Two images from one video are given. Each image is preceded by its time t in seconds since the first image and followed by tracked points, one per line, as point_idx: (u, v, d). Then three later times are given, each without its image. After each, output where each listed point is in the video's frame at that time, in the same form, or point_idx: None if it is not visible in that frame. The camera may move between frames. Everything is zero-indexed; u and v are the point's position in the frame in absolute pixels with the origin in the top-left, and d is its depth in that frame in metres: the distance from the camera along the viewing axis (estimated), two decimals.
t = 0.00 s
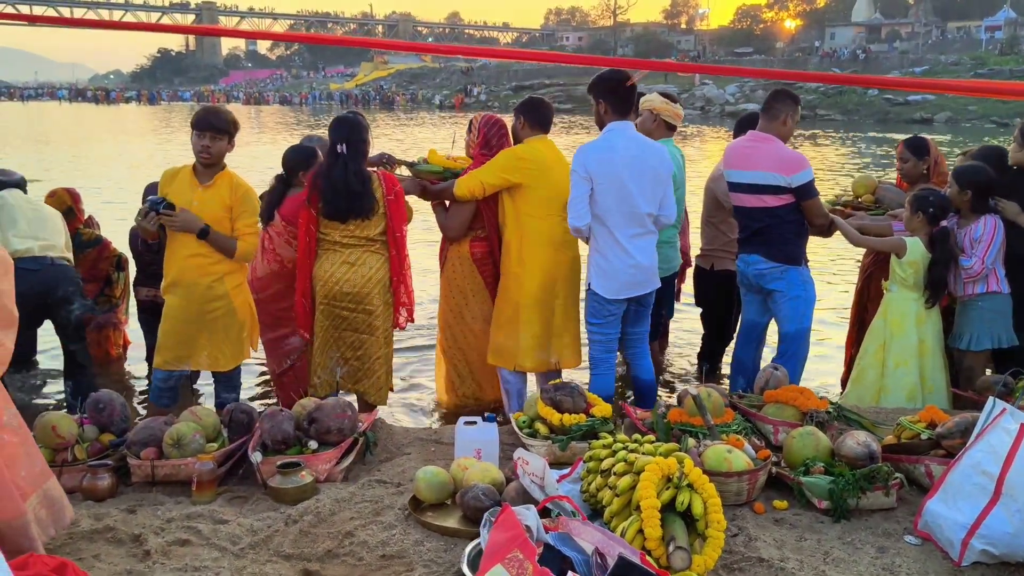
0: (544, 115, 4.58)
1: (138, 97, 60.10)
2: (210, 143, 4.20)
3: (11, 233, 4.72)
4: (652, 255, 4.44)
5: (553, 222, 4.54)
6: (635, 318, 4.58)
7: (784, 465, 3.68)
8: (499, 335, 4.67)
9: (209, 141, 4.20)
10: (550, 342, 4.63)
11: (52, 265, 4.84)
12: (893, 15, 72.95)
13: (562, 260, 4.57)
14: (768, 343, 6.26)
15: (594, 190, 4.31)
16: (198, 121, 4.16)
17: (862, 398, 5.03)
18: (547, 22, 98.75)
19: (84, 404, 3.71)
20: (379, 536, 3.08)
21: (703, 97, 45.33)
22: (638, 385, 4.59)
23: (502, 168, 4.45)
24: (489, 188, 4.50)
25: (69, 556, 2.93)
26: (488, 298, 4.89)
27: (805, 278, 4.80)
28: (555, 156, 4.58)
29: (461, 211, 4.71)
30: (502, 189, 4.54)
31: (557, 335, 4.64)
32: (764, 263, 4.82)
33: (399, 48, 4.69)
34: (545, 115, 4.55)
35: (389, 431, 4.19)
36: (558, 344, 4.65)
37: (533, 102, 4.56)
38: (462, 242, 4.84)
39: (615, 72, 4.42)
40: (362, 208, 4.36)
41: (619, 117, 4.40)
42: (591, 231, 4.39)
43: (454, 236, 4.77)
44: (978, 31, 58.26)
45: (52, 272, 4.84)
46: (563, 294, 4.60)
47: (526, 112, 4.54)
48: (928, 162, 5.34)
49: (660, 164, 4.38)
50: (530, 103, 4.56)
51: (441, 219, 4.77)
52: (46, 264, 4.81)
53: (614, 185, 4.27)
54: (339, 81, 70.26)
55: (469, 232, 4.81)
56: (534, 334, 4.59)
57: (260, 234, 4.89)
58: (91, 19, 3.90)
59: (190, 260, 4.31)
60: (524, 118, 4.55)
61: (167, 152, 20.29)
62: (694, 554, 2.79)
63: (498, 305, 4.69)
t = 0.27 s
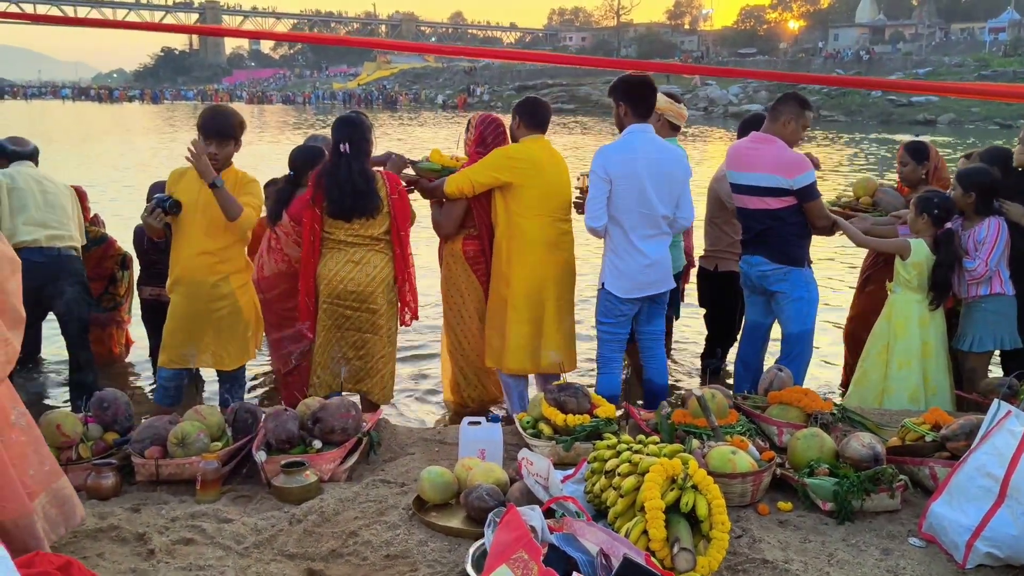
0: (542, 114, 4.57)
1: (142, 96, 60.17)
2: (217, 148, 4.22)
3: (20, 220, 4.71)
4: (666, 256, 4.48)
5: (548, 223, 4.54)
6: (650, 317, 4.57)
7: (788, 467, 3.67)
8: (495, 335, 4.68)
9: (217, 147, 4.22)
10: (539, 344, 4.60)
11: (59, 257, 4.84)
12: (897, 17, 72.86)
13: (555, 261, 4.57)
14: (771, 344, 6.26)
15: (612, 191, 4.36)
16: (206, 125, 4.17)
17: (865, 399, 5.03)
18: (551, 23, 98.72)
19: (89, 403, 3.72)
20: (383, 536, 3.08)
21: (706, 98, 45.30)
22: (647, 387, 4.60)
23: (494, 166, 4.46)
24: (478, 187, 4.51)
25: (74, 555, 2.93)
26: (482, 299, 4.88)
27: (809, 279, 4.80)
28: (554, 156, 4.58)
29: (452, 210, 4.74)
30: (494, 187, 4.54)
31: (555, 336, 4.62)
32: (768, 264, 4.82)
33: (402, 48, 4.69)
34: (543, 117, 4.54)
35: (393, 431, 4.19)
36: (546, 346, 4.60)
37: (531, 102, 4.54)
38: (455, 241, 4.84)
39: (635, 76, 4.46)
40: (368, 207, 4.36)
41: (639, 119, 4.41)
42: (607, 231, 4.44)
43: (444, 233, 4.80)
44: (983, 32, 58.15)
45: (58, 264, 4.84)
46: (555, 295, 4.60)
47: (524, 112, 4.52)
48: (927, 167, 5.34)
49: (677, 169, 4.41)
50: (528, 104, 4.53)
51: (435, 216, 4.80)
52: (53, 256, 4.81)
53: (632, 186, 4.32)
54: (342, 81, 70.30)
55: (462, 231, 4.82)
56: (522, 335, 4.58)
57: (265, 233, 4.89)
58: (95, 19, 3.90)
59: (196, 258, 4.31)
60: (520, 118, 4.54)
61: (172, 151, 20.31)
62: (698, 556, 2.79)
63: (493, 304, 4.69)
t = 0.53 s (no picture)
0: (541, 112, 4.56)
1: (144, 96, 60.21)
2: (212, 146, 4.22)
3: (22, 220, 4.69)
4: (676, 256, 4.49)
5: (543, 223, 4.53)
6: (656, 317, 4.56)
7: (789, 468, 3.67)
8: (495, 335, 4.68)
9: (211, 146, 4.23)
10: (534, 345, 4.60)
11: (59, 256, 4.84)
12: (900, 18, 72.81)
13: (551, 261, 4.56)
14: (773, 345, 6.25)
15: (625, 190, 4.35)
16: (201, 125, 4.18)
17: (866, 400, 5.02)
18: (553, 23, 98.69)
19: (90, 403, 3.72)
20: (384, 537, 3.08)
21: (708, 99, 45.27)
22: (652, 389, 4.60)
23: (485, 168, 4.46)
24: (471, 187, 4.50)
25: (75, 554, 2.93)
26: (478, 300, 4.89)
27: (810, 280, 4.79)
28: (551, 157, 4.57)
29: (450, 211, 4.74)
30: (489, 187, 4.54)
31: (552, 336, 4.61)
32: (769, 265, 4.81)
33: (403, 49, 4.70)
34: (542, 116, 4.54)
35: (394, 431, 4.19)
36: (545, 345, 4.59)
37: (530, 101, 4.53)
38: (453, 241, 4.84)
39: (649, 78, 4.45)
40: (366, 207, 4.36)
41: (650, 118, 4.42)
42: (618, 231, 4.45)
43: (442, 234, 4.81)
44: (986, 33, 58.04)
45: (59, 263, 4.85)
46: (552, 294, 4.59)
47: (523, 111, 4.52)
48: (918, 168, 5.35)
49: (691, 169, 4.44)
50: (528, 104, 4.52)
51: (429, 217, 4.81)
52: (54, 255, 4.82)
53: (643, 185, 4.32)
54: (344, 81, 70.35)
55: (460, 231, 4.82)
56: (517, 336, 4.56)
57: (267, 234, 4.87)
58: (97, 18, 3.89)
59: (197, 257, 4.31)
60: (517, 117, 4.55)
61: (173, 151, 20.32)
62: (700, 557, 2.79)
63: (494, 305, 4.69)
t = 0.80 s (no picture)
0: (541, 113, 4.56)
1: (145, 97, 60.24)
2: (205, 151, 4.18)
3: (11, 215, 4.70)
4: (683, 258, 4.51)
5: (541, 223, 4.53)
6: (661, 318, 4.59)
7: (789, 469, 3.67)
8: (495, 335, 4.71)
9: (202, 151, 4.19)
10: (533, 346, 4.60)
11: (47, 252, 4.85)
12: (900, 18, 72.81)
13: (548, 261, 4.56)
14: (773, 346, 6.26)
15: (637, 190, 4.34)
16: (194, 133, 4.15)
17: (865, 401, 5.02)
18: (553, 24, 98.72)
19: (90, 403, 3.73)
20: (384, 537, 3.08)
21: (709, 100, 45.25)
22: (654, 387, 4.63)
23: (484, 169, 4.45)
24: (470, 188, 4.49)
25: (76, 554, 2.94)
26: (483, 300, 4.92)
27: (809, 281, 4.80)
28: (550, 158, 4.56)
29: (454, 212, 4.73)
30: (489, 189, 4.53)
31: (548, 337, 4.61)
32: (769, 266, 4.82)
33: (403, 50, 4.71)
34: (542, 116, 4.55)
35: (394, 432, 4.19)
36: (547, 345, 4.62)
37: (528, 101, 4.54)
38: (458, 242, 4.86)
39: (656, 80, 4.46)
40: (357, 207, 4.36)
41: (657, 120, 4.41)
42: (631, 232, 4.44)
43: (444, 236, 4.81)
44: (987, 34, 58.01)
45: (51, 261, 4.86)
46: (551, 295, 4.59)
47: (523, 111, 4.53)
48: (904, 167, 5.41)
49: (695, 171, 4.45)
50: (528, 104, 4.53)
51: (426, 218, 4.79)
52: (44, 251, 4.82)
53: (658, 186, 4.32)
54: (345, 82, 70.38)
55: (463, 232, 4.83)
56: (520, 336, 4.58)
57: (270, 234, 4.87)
58: (97, 19, 3.90)
59: (197, 258, 4.32)
60: (517, 117, 4.56)
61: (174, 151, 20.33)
62: (699, 557, 2.79)
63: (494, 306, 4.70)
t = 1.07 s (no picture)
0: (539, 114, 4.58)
1: (144, 98, 60.25)
2: (200, 156, 4.20)
3: (20, 219, 4.70)
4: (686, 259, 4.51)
5: (537, 225, 4.54)
6: (665, 320, 4.60)
7: (788, 470, 3.68)
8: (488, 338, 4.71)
9: (198, 156, 4.20)
10: (530, 348, 4.60)
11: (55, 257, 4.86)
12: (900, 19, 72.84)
13: (543, 264, 4.56)
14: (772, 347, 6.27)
15: (644, 190, 4.34)
16: (186, 137, 4.16)
17: (864, 402, 5.04)
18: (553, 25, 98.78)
19: (91, 404, 3.74)
20: (382, 538, 3.09)
21: (709, 101, 45.26)
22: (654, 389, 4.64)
23: (484, 171, 4.45)
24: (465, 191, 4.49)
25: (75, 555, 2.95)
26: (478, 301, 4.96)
27: (809, 282, 4.82)
28: (546, 160, 4.56)
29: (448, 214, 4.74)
30: (487, 192, 4.54)
31: (543, 338, 4.62)
32: (769, 267, 4.82)
33: (403, 52, 4.71)
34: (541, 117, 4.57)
35: (393, 433, 4.20)
36: (546, 345, 4.62)
37: (526, 104, 4.55)
38: (454, 243, 4.88)
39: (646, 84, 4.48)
40: (352, 209, 4.36)
41: (661, 121, 4.42)
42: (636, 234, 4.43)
43: (443, 238, 4.81)
44: (987, 35, 58.01)
45: (53, 262, 4.87)
46: (546, 296, 4.58)
47: (522, 113, 4.53)
48: (893, 166, 5.42)
49: (701, 173, 4.46)
50: (528, 106, 4.53)
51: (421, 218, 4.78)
52: (52, 254, 4.84)
53: (663, 187, 4.32)
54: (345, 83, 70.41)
55: (460, 234, 4.84)
56: (518, 338, 4.57)
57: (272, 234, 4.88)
58: (99, 21, 3.91)
59: (195, 257, 4.33)
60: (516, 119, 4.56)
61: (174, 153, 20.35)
62: (698, 558, 2.79)
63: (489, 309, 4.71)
